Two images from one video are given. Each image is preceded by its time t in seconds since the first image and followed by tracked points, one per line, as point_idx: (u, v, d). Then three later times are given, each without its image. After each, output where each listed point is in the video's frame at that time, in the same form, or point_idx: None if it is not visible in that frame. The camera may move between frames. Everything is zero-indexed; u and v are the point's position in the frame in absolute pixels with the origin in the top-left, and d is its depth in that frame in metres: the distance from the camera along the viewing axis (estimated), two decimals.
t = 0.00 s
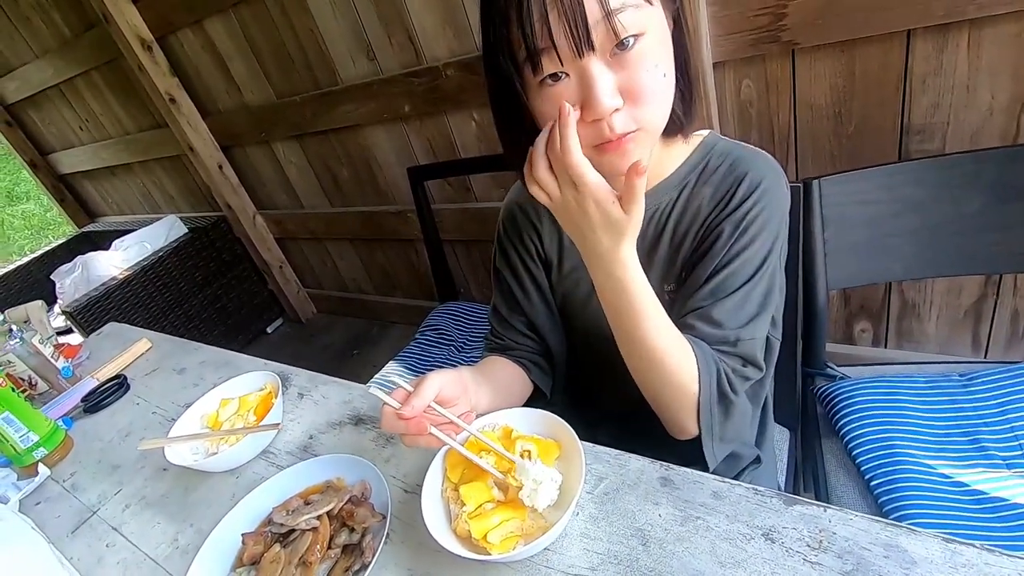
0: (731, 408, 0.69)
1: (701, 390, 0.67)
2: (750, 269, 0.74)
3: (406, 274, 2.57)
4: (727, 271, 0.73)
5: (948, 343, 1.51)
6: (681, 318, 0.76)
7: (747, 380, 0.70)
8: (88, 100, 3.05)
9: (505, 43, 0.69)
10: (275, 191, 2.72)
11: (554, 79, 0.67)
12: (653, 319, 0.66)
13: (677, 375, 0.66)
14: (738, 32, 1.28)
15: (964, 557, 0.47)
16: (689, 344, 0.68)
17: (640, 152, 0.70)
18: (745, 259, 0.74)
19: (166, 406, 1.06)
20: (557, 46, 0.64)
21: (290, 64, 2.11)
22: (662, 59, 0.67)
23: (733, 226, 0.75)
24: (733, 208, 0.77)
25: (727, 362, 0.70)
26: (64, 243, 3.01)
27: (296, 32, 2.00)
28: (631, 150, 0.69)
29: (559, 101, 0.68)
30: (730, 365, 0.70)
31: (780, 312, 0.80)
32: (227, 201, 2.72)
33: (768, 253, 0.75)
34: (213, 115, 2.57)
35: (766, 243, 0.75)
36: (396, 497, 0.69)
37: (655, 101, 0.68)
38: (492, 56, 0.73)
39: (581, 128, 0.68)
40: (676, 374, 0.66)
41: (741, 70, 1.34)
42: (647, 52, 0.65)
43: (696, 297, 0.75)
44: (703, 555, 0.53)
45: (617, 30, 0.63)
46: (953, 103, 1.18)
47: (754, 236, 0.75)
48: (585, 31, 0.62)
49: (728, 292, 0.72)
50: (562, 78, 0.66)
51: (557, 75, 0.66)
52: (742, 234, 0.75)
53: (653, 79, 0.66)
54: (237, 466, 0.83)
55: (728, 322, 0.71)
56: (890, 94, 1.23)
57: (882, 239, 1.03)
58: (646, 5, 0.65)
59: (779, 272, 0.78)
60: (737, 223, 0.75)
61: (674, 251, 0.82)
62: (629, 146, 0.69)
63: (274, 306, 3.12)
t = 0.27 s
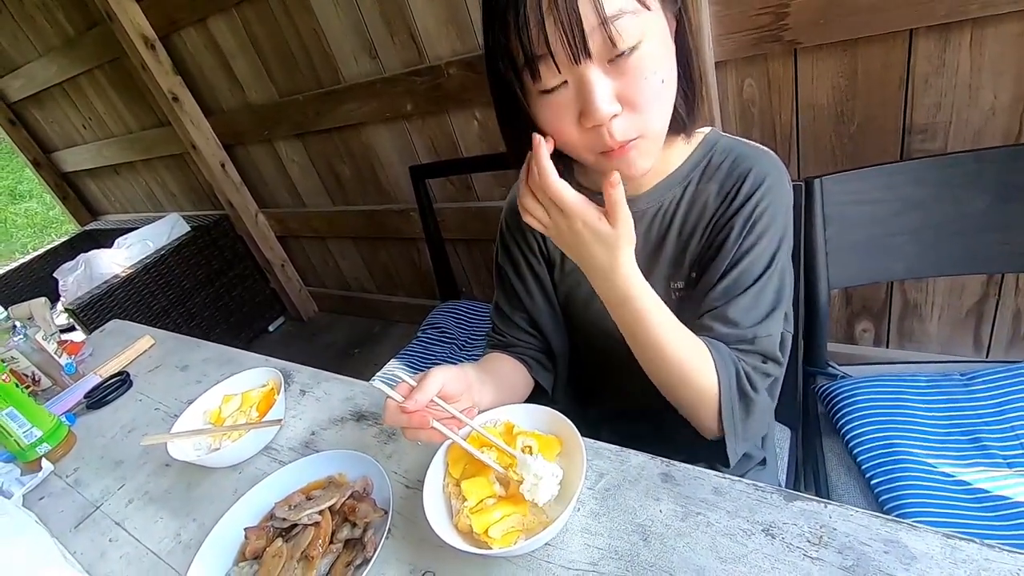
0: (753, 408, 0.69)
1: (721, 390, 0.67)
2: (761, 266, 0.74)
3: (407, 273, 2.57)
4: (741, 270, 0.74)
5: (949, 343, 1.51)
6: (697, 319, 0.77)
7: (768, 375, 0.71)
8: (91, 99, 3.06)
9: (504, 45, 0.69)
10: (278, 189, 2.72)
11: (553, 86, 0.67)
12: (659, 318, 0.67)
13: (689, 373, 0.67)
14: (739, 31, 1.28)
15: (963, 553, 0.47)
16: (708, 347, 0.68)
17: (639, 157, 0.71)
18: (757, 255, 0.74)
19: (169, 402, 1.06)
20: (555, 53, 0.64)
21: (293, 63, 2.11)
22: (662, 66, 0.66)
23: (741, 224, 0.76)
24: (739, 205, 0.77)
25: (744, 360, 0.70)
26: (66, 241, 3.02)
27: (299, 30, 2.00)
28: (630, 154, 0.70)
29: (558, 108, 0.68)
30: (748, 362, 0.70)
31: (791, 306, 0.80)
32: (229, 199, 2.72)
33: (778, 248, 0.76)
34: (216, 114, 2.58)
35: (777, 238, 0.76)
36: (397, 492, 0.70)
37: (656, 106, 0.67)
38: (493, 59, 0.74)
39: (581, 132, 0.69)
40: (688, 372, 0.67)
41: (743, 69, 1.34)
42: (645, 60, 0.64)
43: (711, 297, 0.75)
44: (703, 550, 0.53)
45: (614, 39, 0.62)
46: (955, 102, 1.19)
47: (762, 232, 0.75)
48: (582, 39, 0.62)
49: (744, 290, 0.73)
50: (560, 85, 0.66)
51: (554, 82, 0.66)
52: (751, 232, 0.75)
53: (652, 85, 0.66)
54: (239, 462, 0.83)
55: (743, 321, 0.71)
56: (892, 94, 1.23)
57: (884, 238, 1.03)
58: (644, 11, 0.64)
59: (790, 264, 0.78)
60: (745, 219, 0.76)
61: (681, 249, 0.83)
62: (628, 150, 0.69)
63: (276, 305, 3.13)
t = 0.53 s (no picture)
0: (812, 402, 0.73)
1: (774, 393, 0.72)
2: (788, 274, 0.74)
3: (408, 272, 2.57)
4: (775, 281, 0.74)
5: (951, 344, 1.50)
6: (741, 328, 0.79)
7: (820, 368, 0.73)
8: (92, 97, 3.07)
9: (485, 54, 0.67)
10: (279, 188, 2.72)
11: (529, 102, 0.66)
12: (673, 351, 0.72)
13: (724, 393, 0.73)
14: (741, 30, 1.27)
15: (964, 555, 0.47)
16: (750, 360, 0.74)
17: (615, 174, 0.69)
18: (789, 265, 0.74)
19: (169, 401, 1.06)
20: (526, 74, 0.62)
21: (294, 62, 2.11)
22: (638, 92, 0.63)
23: (767, 233, 0.74)
24: (756, 214, 0.75)
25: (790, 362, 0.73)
26: (67, 240, 3.02)
27: (300, 29, 2.00)
28: (608, 168, 0.68)
29: (534, 121, 0.67)
30: (796, 360, 0.73)
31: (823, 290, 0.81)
32: (230, 197, 2.72)
33: (801, 256, 0.75)
34: (217, 113, 2.57)
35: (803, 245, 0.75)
36: (396, 492, 0.69)
37: (633, 129, 0.65)
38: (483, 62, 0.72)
39: (556, 145, 0.68)
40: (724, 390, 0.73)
41: (744, 69, 1.34)
42: (619, 85, 0.61)
43: (751, 306, 0.76)
44: (702, 551, 0.53)
45: (582, 67, 0.60)
46: (957, 102, 1.18)
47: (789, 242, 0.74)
48: (549, 65, 0.60)
49: (785, 298, 0.74)
50: (536, 102, 0.65)
51: (529, 100, 0.65)
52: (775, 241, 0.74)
53: (629, 110, 0.63)
54: (238, 461, 0.83)
55: (784, 328, 0.74)
56: (894, 93, 1.22)
57: (885, 238, 1.03)
58: (617, 35, 0.60)
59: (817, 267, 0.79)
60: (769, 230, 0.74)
61: (691, 254, 0.80)
62: (602, 165, 0.68)
63: (276, 304, 3.13)
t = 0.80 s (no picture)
0: (819, 399, 0.75)
1: (783, 391, 0.74)
2: (796, 277, 0.75)
3: (408, 272, 2.57)
4: (784, 285, 0.75)
5: (952, 343, 1.50)
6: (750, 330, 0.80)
7: (826, 365, 0.75)
8: (92, 97, 3.06)
9: (481, 53, 0.67)
10: (279, 187, 2.72)
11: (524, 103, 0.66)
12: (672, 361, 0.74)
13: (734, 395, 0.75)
14: (740, 29, 1.27)
15: (964, 555, 0.47)
16: (756, 359, 0.75)
17: (610, 177, 0.69)
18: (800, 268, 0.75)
19: (168, 400, 1.06)
20: (519, 76, 0.62)
21: (294, 61, 2.11)
22: (632, 98, 0.62)
23: (777, 238, 0.74)
24: (767, 217, 0.75)
25: (797, 362, 0.75)
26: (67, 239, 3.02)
27: (300, 28, 2.00)
28: (603, 171, 0.68)
29: (531, 121, 0.68)
30: (802, 360, 0.75)
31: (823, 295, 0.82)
32: (230, 196, 2.72)
33: (809, 259, 0.76)
34: (217, 112, 2.57)
35: (812, 248, 0.76)
36: (395, 491, 0.69)
37: (627, 136, 0.65)
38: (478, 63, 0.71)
39: (551, 147, 0.68)
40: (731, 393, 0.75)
41: (744, 68, 1.33)
42: (612, 90, 0.61)
43: (760, 308, 0.77)
44: (700, 550, 0.53)
45: (574, 72, 0.59)
46: (958, 101, 1.18)
47: (798, 247, 0.74)
48: (541, 69, 0.60)
49: (795, 300, 0.75)
50: (530, 102, 0.65)
51: (523, 100, 0.65)
52: (784, 246, 0.74)
53: (621, 118, 0.63)
54: (237, 460, 0.83)
55: (793, 330, 0.75)
56: (894, 92, 1.22)
57: (886, 237, 1.03)
58: (610, 41, 0.59)
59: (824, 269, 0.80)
60: (778, 236, 0.74)
61: (696, 256, 0.80)
62: (597, 167, 0.68)
63: (276, 303, 3.13)
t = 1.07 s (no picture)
0: (790, 416, 0.75)
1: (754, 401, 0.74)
2: (783, 285, 0.75)
3: (410, 271, 2.58)
4: (772, 292, 0.75)
5: (952, 342, 1.51)
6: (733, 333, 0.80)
7: (803, 380, 0.75)
8: (94, 96, 3.07)
9: (487, 45, 0.67)
10: (280, 186, 2.72)
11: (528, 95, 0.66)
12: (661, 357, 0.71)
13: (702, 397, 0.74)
14: (741, 28, 1.27)
15: (963, 551, 0.47)
16: (732, 366, 0.75)
17: (610, 175, 0.69)
18: (789, 276, 0.75)
19: (171, 398, 1.07)
20: (524, 67, 0.63)
21: (295, 60, 2.11)
22: (636, 93, 0.63)
23: (771, 242, 0.74)
24: (762, 220, 0.74)
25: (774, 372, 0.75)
26: (69, 238, 3.03)
27: (301, 28, 2.00)
28: (604, 168, 0.68)
29: (533, 114, 0.68)
30: (780, 371, 0.75)
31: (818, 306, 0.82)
32: (231, 195, 2.72)
33: (801, 267, 0.75)
34: (218, 111, 2.58)
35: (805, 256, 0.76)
36: (397, 488, 0.70)
37: (629, 131, 0.65)
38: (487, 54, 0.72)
39: (552, 140, 0.68)
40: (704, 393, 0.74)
41: (745, 67, 1.34)
42: (616, 84, 0.61)
43: (746, 312, 0.77)
44: (702, 547, 0.53)
45: (580, 64, 0.60)
46: (958, 100, 1.18)
47: (790, 252, 0.74)
48: (547, 59, 0.60)
49: (780, 308, 0.75)
50: (534, 94, 0.66)
51: (527, 91, 0.66)
52: (778, 250, 0.74)
53: (624, 112, 0.63)
54: (241, 458, 0.83)
55: (776, 338, 0.75)
56: (895, 91, 1.22)
57: (886, 236, 1.03)
58: (616, 34, 0.59)
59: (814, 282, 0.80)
60: (772, 240, 0.74)
61: (694, 256, 0.80)
62: (597, 164, 0.68)
63: (277, 302, 3.14)
